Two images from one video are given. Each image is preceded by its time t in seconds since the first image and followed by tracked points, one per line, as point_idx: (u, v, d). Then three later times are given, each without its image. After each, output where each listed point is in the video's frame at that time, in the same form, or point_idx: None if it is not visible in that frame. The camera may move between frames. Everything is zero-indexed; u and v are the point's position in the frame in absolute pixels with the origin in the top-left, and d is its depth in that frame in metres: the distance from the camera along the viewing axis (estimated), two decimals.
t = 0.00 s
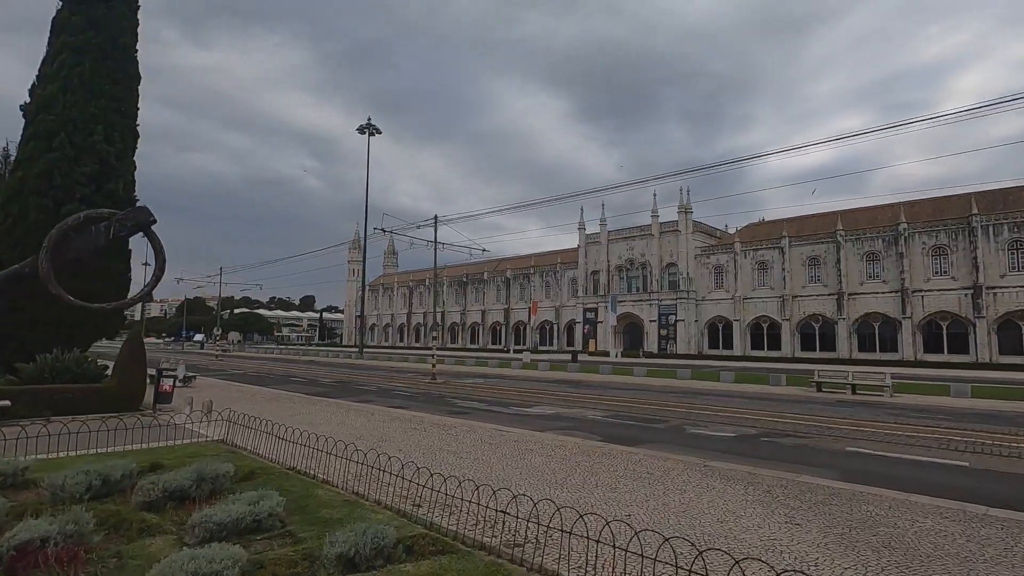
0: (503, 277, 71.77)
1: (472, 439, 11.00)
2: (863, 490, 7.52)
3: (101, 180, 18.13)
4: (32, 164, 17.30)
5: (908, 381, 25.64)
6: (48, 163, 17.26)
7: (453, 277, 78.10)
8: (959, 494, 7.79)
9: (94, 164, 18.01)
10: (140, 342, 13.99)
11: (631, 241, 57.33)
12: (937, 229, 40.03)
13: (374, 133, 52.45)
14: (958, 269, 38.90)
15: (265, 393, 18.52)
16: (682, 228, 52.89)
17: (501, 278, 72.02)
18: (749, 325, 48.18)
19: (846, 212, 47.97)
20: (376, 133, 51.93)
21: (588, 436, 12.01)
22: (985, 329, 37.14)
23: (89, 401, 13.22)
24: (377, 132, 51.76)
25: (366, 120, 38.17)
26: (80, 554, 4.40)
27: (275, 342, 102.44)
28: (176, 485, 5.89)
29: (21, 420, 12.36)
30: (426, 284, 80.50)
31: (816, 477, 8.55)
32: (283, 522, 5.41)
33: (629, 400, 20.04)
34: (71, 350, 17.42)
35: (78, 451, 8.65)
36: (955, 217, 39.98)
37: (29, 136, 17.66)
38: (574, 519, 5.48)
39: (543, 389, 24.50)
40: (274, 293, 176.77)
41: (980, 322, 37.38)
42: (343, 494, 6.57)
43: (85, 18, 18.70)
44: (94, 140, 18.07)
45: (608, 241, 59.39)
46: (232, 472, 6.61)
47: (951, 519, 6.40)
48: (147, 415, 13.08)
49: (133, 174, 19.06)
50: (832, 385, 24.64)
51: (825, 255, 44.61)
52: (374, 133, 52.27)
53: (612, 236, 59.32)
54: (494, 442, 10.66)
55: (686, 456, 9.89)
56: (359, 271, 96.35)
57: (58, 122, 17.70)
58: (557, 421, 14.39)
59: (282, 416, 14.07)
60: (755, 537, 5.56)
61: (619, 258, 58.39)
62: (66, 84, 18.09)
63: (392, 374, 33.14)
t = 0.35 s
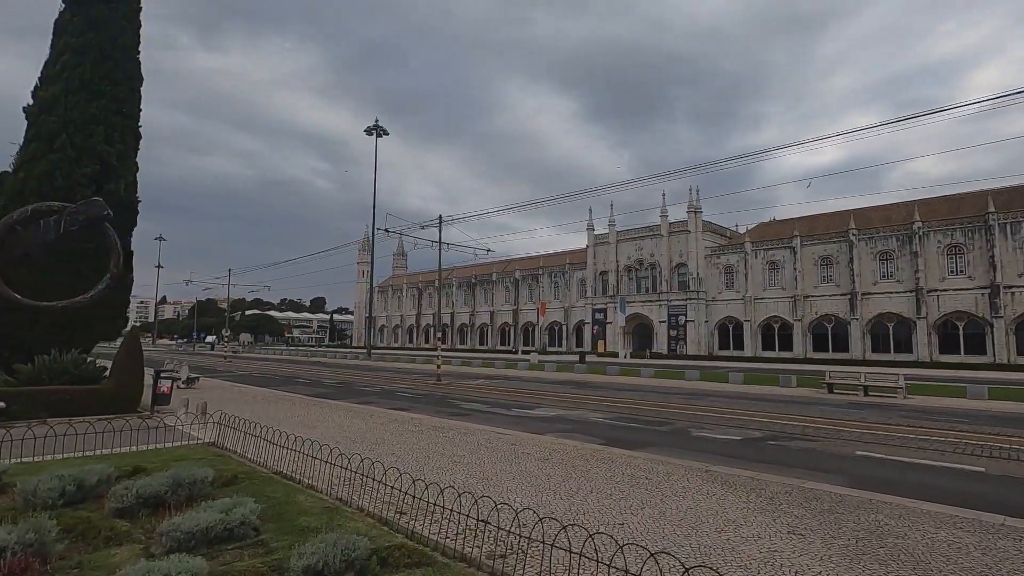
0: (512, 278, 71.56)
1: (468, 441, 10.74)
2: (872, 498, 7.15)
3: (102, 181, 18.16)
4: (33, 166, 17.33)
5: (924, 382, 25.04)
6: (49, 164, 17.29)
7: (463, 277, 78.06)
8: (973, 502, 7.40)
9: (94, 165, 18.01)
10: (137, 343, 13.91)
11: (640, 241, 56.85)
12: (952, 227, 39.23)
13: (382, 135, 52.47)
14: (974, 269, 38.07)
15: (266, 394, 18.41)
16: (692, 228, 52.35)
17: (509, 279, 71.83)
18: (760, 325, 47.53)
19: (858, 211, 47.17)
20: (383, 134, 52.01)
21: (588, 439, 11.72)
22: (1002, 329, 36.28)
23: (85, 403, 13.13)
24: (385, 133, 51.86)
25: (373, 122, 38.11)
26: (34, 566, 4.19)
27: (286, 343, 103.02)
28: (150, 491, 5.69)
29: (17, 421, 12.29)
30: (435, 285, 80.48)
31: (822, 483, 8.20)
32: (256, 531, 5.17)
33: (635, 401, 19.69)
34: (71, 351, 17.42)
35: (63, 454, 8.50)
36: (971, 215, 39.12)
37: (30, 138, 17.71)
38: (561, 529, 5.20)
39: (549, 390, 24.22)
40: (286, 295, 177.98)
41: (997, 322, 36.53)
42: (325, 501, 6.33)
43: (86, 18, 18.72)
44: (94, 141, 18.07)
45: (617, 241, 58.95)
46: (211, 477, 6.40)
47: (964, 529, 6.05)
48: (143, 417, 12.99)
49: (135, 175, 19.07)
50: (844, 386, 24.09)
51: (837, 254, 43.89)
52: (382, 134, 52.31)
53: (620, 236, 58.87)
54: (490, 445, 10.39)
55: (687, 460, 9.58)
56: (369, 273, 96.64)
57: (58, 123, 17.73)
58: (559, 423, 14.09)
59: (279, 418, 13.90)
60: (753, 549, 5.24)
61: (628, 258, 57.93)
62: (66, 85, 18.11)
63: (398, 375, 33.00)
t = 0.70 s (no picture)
0: (521, 276, 71.26)
1: (465, 442, 10.46)
2: (884, 503, 6.79)
3: (105, 179, 18.13)
4: (36, 164, 17.35)
5: (940, 382, 24.43)
6: (52, 162, 17.30)
7: (472, 276, 77.90)
8: (990, 507, 7.02)
9: (97, 163, 17.98)
10: (135, 342, 13.86)
11: (650, 239, 56.28)
12: (970, 223, 38.32)
13: (390, 133, 52.38)
14: (993, 266, 37.18)
15: (268, 393, 18.30)
16: (703, 225, 51.71)
17: (519, 277, 71.53)
18: (772, 324, 46.83)
19: (873, 207, 46.27)
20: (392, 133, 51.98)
21: (590, 439, 11.43)
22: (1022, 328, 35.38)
23: (84, 401, 13.08)
24: (393, 132, 51.79)
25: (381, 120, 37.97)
26: None
27: (298, 342, 103.59)
28: (125, 492, 5.47)
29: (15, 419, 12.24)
30: (445, 283, 80.41)
31: (830, 487, 7.84)
32: (229, 535, 4.95)
33: (642, 400, 19.34)
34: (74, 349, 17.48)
35: (49, 453, 8.34)
36: (990, 211, 38.18)
37: (34, 136, 17.73)
38: (548, 536, 4.92)
39: (555, 389, 23.91)
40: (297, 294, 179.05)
41: (1016, 321, 35.63)
42: (307, 503, 6.09)
43: (89, 17, 18.71)
44: (97, 139, 18.05)
45: (626, 240, 58.42)
46: (190, 477, 6.17)
47: (983, 537, 5.68)
48: (141, 415, 12.90)
49: (138, 173, 19.03)
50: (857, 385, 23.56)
51: (851, 252, 43.10)
52: (390, 133, 52.29)
53: (630, 233, 58.33)
54: (487, 445, 10.10)
55: (690, 462, 9.25)
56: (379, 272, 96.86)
57: (61, 121, 17.73)
58: (561, 422, 13.80)
59: (278, 416, 13.74)
60: (753, 558, 4.93)
61: (638, 256, 57.40)
62: (69, 83, 18.11)
63: (404, 373, 32.88)
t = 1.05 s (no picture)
0: (526, 280, 70.95)
1: (455, 450, 10.13)
2: (889, 520, 6.42)
3: (100, 179, 17.98)
4: (31, 164, 17.22)
5: (949, 389, 23.93)
6: (47, 162, 17.17)
7: (477, 280, 77.69)
8: (1000, 524, 6.63)
9: (92, 163, 17.84)
10: (124, 345, 13.63)
11: (655, 242, 55.89)
12: (980, 227, 37.73)
13: (395, 135, 52.32)
14: (1004, 271, 36.55)
15: (263, 396, 18.07)
16: (709, 229, 51.30)
17: (524, 281, 71.21)
18: (778, 329, 46.28)
19: (882, 211, 45.68)
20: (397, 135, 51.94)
21: (586, 446, 11.10)
22: None
23: (71, 404, 12.87)
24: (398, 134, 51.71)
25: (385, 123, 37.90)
26: None
27: (303, 345, 103.64)
28: (82, 504, 5.19)
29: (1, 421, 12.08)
30: (450, 286, 80.25)
31: (833, 500, 7.46)
32: (185, 552, 4.65)
33: (644, 406, 18.97)
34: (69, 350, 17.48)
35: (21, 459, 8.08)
36: (1000, 215, 37.57)
37: (29, 136, 17.62)
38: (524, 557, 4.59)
39: (557, 393, 23.57)
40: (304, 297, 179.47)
41: None
42: (278, 517, 5.78)
43: (87, 17, 18.61)
44: (92, 139, 17.90)
45: (632, 243, 58.06)
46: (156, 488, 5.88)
47: (997, 560, 5.29)
48: (129, 419, 12.67)
49: (134, 174, 18.88)
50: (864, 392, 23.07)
51: (859, 256, 42.55)
52: (395, 135, 52.25)
53: (635, 237, 57.95)
54: (476, 453, 9.78)
55: (687, 472, 8.90)
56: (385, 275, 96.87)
57: (57, 121, 17.60)
58: (558, 429, 13.46)
59: (268, 421, 13.47)
60: None
61: (643, 260, 57.00)
62: (65, 83, 17.99)
63: (406, 377, 32.63)
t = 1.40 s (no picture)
0: (526, 280, 70.63)
1: (439, 452, 9.86)
2: (883, 526, 6.14)
3: (88, 177, 17.75)
4: (18, 162, 17.01)
5: (951, 390, 23.58)
6: (34, 160, 16.96)
7: (478, 280, 77.37)
8: (1000, 531, 6.34)
9: (81, 161, 17.62)
10: (108, 346, 13.40)
11: (656, 243, 55.59)
12: (982, 227, 37.40)
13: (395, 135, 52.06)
14: (1006, 271, 36.21)
15: (253, 397, 17.84)
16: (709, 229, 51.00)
17: (524, 281, 70.88)
18: (779, 329, 45.94)
19: (883, 211, 45.35)
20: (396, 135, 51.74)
21: (576, 449, 10.83)
22: None
23: (52, 405, 12.64)
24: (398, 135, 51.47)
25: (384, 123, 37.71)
26: None
27: (304, 346, 103.40)
28: (32, 509, 4.93)
29: None
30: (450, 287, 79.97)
31: (826, 505, 7.18)
32: (132, 562, 4.38)
33: (640, 408, 18.71)
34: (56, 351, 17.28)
35: None
36: (1003, 215, 37.26)
37: (17, 134, 17.42)
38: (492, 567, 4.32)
39: (554, 395, 23.29)
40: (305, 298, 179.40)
41: None
42: (241, 522, 5.53)
43: (77, 13, 18.41)
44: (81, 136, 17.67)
45: (632, 244, 57.78)
46: (115, 493, 5.62)
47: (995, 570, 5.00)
48: (112, 420, 12.43)
49: (123, 171, 18.66)
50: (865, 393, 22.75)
51: (860, 256, 42.21)
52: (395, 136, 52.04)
53: (636, 237, 57.64)
54: (461, 456, 9.51)
55: (677, 475, 8.61)
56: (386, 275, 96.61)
57: (45, 118, 17.40)
58: (550, 431, 13.20)
59: (255, 423, 13.22)
60: None
61: (643, 260, 56.71)
62: (54, 80, 17.78)
63: (402, 378, 32.38)
